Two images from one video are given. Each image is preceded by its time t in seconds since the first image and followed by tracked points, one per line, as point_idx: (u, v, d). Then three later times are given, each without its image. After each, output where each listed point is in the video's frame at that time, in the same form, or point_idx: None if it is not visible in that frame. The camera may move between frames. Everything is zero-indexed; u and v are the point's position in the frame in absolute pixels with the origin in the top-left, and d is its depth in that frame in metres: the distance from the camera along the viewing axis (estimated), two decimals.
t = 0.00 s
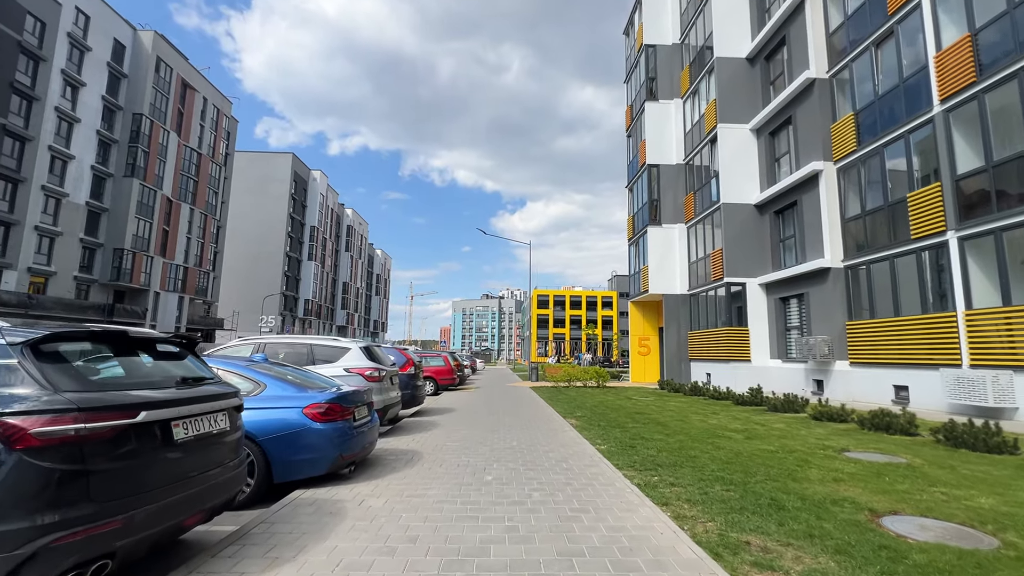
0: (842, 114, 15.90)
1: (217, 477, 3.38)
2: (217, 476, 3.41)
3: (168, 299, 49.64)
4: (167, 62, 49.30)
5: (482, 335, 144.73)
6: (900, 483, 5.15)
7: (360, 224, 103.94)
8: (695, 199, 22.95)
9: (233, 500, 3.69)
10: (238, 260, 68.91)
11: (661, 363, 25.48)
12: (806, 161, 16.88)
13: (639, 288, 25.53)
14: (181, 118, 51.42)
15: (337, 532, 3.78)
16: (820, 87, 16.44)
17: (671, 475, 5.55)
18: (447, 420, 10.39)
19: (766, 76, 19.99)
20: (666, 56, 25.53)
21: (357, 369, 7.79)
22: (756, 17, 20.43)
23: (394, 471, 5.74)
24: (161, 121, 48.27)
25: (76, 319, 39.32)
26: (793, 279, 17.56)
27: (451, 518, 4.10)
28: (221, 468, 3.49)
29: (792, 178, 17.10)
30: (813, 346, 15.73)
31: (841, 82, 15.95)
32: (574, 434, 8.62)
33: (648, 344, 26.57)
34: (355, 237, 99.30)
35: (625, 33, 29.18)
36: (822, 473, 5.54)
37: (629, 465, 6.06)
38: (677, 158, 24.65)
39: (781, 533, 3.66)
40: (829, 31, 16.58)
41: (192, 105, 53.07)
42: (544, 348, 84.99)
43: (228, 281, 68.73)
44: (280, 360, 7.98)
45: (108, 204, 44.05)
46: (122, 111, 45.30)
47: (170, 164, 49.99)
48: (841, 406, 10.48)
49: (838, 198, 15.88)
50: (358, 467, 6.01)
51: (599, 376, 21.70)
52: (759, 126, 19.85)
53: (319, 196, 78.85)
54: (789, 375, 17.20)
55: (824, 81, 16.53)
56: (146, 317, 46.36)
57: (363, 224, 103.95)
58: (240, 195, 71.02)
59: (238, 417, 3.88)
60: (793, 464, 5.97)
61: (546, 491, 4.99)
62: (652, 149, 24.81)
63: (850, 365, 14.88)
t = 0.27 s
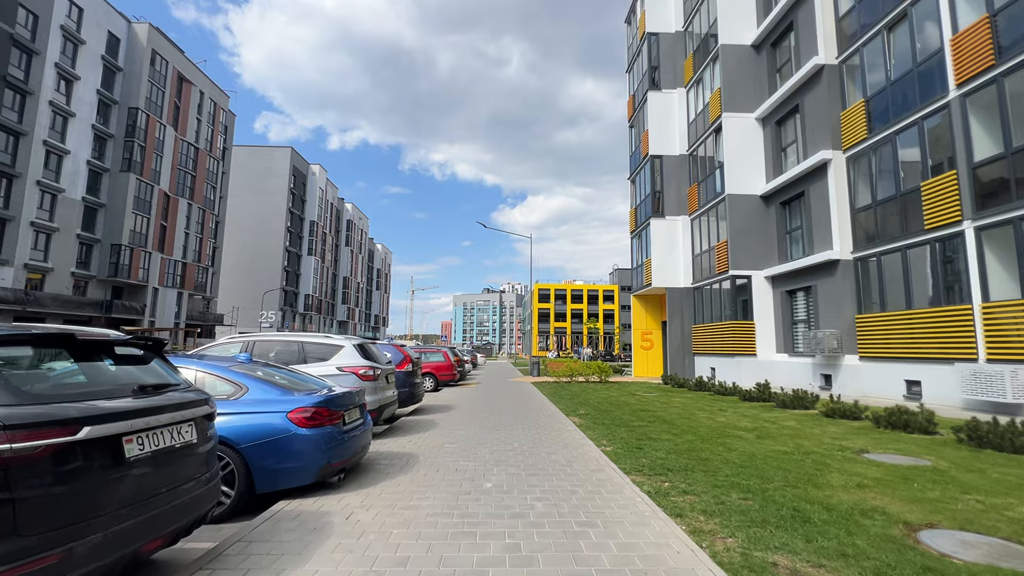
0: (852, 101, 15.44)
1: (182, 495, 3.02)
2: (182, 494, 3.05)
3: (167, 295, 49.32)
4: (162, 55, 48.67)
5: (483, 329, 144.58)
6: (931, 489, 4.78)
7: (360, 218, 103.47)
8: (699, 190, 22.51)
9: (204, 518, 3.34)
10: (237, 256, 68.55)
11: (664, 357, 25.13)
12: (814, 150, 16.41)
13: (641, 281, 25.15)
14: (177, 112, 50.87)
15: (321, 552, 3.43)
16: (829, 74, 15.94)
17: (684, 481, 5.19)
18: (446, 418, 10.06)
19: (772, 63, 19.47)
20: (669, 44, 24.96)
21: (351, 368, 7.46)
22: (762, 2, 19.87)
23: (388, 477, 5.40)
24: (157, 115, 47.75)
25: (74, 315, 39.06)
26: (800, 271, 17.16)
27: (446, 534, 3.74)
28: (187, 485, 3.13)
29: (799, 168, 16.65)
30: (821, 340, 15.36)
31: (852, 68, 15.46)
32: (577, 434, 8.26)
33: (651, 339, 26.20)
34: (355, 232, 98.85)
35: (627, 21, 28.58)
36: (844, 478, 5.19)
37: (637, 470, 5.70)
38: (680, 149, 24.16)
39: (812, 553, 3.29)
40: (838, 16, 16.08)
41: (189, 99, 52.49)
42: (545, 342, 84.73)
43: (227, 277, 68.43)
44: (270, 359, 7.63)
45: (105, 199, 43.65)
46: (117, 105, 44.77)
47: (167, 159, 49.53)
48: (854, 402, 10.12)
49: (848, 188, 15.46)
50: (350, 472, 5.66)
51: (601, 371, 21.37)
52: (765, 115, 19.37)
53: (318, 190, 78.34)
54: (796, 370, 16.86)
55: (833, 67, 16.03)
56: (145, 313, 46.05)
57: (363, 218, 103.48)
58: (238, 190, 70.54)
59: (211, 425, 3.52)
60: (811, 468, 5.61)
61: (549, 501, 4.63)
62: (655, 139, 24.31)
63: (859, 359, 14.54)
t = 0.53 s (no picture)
0: (862, 85, 15.00)
1: (141, 503, 2.67)
2: (143, 500, 2.71)
3: (164, 290, 48.87)
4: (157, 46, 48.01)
5: (483, 324, 144.40)
6: (968, 488, 4.42)
7: (358, 213, 102.90)
8: (702, 180, 22.10)
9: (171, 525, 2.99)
10: (236, 250, 68.08)
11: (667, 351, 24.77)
12: (822, 137, 15.98)
13: (643, 273, 24.78)
14: (172, 105, 50.28)
15: (301, 564, 3.07)
16: (838, 58, 15.49)
17: (699, 479, 4.84)
18: (445, 413, 9.71)
19: (779, 49, 18.99)
20: (671, 31, 24.44)
21: (344, 361, 7.10)
22: None
23: (382, 477, 5.04)
24: (152, 108, 47.15)
25: (70, 311, 38.68)
26: (807, 262, 16.79)
27: (443, 543, 3.37)
28: (150, 490, 2.79)
29: (806, 155, 16.22)
30: (829, 331, 14.99)
31: (862, 51, 15.01)
32: (581, 429, 7.92)
33: (653, 332, 25.83)
34: (353, 227, 98.38)
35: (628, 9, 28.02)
36: (870, 476, 4.83)
37: (648, 467, 5.35)
38: (683, 138, 23.70)
39: (852, 562, 2.95)
40: None
41: (184, 91, 51.85)
42: (545, 336, 84.48)
43: (225, 272, 68.00)
44: (259, 352, 7.27)
45: (100, 193, 43.17)
46: (112, 98, 44.16)
47: (163, 152, 48.98)
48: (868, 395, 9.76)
49: (857, 176, 15.05)
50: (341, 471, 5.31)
51: (603, 364, 21.02)
52: (770, 103, 18.94)
53: (316, 184, 77.71)
54: (803, 362, 16.53)
55: (842, 51, 15.58)
56: (143, 308, 45.66)
57: (361, 213, 102.93)
58: (236, 184, 69.97)
59: (179, 422, 3.17)
60: (833, 465, 5.26)
61: (556, 502, 4.26)
62: (657, 129, 23.84)
63: (869, 351, 14.20)
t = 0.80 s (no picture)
0: (870, 75, 14.60)
1: (81, 535, 2.29)
2: (87, 530, 2.34)
3: (160, 286, 48.33)
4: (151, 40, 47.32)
5: (481, 320, 144.01)
6: (1008, 501, 4.06)
7: (356, 209, 102.23)
8: (705, 173, 21.71)
9: (124, 555, 2.62)
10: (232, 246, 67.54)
11: (668, 347, 24.42)
12: (829, 128, 15.58)
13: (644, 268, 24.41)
14: (166, 99, 49.61)
15: None
16: (846, 47, 15.07)
17: (714, 491, 4.47)
18: (441, 414, 9.34)
19: (784, 39, 18.55)
20: (673, 22, 23.96)
21: (334, 361, 6.72)
22: None
23: (372, 489, 4.66)
24: (145, 102, 46.50)
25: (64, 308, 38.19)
26: (812, 257, 16.41)
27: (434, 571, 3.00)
28: (98, 516, 2.42)
29: (812, 148, 15.82)
30: (836, 328, 14.63)
31: (870, 40, 14.60)
32: (583, 432, 7.54)
33: (654, 328, 25.46)
34: (351, 223, 97.79)
35: None
36: (899, 487, 4.47)
37: (658, 476, 4.98)
38: (685, 131, 23.26)
39: None
40: None
41: (178, 85, 51.17)
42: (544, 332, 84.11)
43: (222, 268, 67.47)
44: (244, 351, 6.88)
45: (93, 189, 42.58)
46: (104, 92, 43.51)
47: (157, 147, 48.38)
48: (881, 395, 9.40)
49: (864, 168, 14.66)
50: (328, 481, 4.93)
51: (604, 361, 20.67)
52: (775, 94, 18.53)
53: (313, 180, 77.07)
54: (808, 359, 16.19)
55: (850, 40, 15.16)
56: (138, 305, 45.19)
57: (359, 208, 102.25)
58: (232, 180, 69.32)
59: (135, 435, 2.79)
60: (856, 473, 4.89)
61: (560, 519, 3.89)
62: (659, 121, 23.40)
63: (876, 348, 13.86)
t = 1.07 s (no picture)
0: (875, 64, 14.27)
1: (1, 556, 1.97)
2: (8, 554, 2.00)
3: (153, 283, 47.76)
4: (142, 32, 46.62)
5: (479, 316, 143.62)
6: None
7: (352, 204, 101.54)
8: (705, 166, 21.38)
9: None
10: (227, 243, 66.96)
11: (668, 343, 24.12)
12: (833, 119, 15.25)
13: (643, 263, 24.09)
14: (159, 93, 48.94)
15: None
16: (850, 35, 14.72)
17: (725, 495, 4.14)
18: (436, 412, 8.98)
19: (786, 28, 18.18)
20: (673, 12, 23.54)
21: (320, 358, 6.38)
22: None
23: (356, 495, 4.30)
24: (137, 95, 45.83)
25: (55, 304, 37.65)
26: (815, 250, 16.11)
27: None
28: (24, 536, 2.09)
29: (816, 139, 15.49)
30: (839, 323, 14.35)
31: (876, 28, 14.25)
32: (583, 431, 7.21)
33: (653, 323, 25.17)
34: (348, 219, 97.14)
35: None
36: (923, 490, 4.16)
37: (665, 479, 4.65)
38: (684, 124, 22.90)
39: None
40: None
41: (171, 79, 50.47)
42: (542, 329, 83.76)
43: (217, 264, 66.89)
44: (226, 346, 6.52)
45: (84, 184, 41.99)
46: (95, 85, 42.85)
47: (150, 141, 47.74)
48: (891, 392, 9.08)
49: (869, 160, 14.34)
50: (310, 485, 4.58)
51: (602, 358, 20.38)
52: (777, 85, 18.18)
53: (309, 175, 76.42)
54: (811, 355, 15.93)
55: (855, 28, 14.81)
56: (131, 302, 44.65)
57: (356, 204, 101.56)
58: (227, 175, 68.65)
59: (72, 442, 2.44)
60: (875, 475, 4.58)
61: (559, 528, 3.56)
62: (658, 114, 23.03)
63: (880, 344, 13.60)
